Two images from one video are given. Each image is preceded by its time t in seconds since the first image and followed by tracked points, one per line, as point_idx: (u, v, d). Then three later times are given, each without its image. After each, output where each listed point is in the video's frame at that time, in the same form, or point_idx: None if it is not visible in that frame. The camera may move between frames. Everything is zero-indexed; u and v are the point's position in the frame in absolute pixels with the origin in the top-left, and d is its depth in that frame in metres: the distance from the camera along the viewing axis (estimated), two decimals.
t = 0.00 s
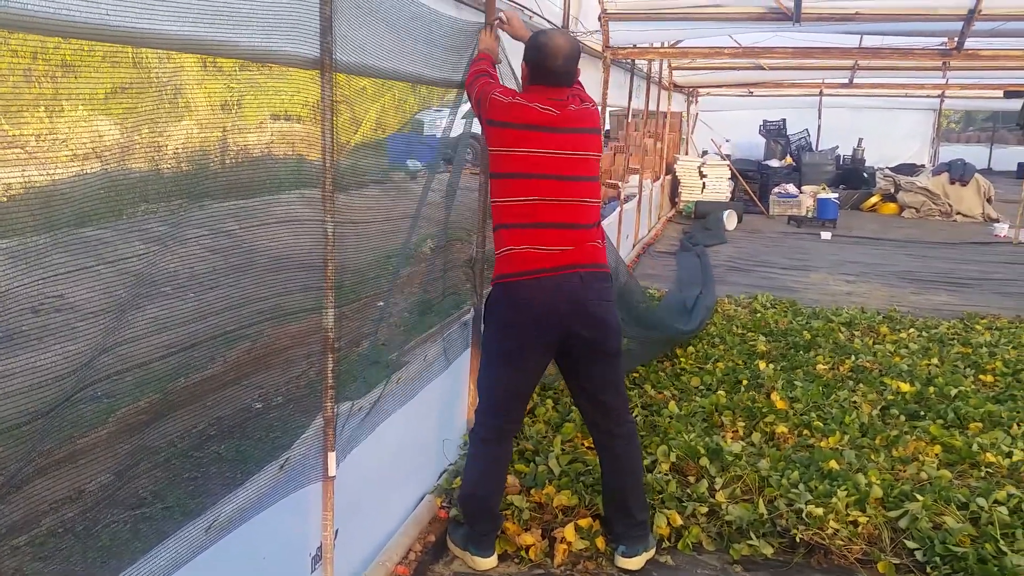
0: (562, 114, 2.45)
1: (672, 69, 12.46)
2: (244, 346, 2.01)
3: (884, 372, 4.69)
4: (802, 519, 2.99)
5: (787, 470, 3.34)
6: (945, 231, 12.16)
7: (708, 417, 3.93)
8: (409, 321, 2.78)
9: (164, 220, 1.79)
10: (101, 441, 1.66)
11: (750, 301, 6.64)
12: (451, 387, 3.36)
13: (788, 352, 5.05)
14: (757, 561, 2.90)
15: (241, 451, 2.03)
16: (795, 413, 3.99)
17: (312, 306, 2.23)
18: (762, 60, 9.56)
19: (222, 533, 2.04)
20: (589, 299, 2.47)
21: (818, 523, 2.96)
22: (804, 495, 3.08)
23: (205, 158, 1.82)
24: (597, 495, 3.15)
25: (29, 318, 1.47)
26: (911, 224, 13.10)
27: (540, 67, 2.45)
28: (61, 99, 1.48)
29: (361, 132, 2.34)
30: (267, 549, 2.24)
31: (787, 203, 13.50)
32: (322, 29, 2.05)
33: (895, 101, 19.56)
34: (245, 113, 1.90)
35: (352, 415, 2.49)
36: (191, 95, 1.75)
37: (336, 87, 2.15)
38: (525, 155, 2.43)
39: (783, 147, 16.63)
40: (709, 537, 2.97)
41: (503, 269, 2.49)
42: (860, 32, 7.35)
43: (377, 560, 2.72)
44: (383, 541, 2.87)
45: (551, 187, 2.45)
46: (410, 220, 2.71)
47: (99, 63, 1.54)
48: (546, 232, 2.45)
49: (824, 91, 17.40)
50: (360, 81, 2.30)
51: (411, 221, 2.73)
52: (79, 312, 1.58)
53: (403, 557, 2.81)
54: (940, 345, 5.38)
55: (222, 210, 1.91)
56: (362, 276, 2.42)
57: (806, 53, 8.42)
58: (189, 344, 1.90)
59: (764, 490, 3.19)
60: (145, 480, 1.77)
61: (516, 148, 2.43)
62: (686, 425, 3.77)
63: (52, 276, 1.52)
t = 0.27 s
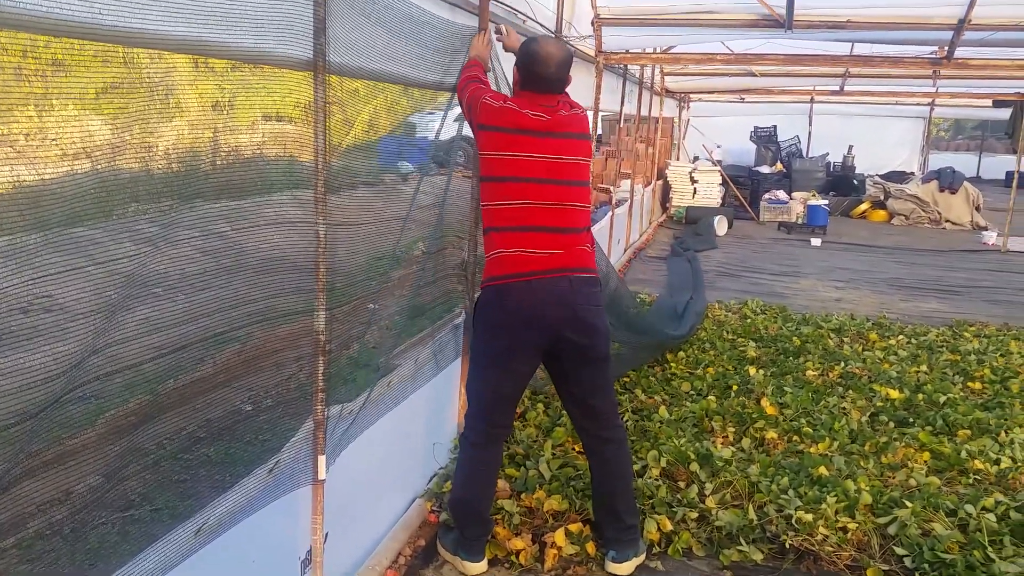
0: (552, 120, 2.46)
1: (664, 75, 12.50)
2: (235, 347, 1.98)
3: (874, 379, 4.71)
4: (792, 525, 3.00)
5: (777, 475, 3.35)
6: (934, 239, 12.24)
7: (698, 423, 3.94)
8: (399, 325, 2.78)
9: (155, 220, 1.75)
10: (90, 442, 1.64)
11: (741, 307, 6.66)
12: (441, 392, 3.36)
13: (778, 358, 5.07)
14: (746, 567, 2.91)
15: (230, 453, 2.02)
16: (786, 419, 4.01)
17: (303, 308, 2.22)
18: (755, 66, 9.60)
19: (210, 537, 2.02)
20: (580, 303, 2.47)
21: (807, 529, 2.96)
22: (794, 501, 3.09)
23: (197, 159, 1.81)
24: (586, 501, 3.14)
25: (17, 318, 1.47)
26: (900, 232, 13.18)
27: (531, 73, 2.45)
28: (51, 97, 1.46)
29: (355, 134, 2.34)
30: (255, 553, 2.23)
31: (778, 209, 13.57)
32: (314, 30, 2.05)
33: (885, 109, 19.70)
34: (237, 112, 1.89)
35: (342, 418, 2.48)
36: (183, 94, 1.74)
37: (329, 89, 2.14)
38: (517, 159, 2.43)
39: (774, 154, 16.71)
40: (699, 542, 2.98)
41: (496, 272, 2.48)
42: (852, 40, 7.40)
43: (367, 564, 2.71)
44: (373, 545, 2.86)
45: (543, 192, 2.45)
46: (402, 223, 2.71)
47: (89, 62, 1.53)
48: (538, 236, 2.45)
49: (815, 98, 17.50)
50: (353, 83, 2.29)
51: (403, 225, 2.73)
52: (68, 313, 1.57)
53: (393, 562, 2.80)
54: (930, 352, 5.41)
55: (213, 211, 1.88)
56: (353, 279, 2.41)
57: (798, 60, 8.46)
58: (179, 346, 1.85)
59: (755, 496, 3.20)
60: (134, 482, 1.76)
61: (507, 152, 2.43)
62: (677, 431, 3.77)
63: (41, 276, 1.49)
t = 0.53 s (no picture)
0: (550, 127, 2.47)
1: (665, 82, 12.54)
2: (237, 354, 1.99)
3: (876, 384, 4.71)
4: (795, 530, 3.00)
5: (780, 481, 3.34)
6: (935, 244, 12.25)
7: (701, 428, 3.94)
8: (401, 331, 2.78)
9: (158, 227, 1.77)
10: (94, 449, 1.63)
11: (742, 312, 6.66)
12: (443, 398, 3.36)
13: (780, 363, 5.06)
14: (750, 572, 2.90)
15: (233, 460, 2.02)
16: (788, 425, 4.00)
17: (306, 315, 2.22)
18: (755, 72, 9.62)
19: (214, 544, 2.02)
20: (582, 307, 2.47)
21: (810, 535, 2.95)
22: (797, 507, 3.09)
23: (200, 165, 1.82)
24: (589, 507, 3.14)
25: (21, 325, 1.48)
26: (902, 237, 13.19)
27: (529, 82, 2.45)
28: (55, 105, 1.46)
29: (357, 142, 2.36)
30: (259, 560, 2.23)
31: (779, 215, 13.58)
32: (318, 38, 2.07)
33: (886, 115, 19.73)
34: (240, 119, 1.90)
35: (345, 425, 2.48)
36: (186, 102, 1.75)
37: (332, 96, 2.15)
38: (517, 167, 2.44)
39: (775, 160, 16.73)
40: (702, 548, 2.97)
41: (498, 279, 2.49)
42: (852, 46, 7.42)
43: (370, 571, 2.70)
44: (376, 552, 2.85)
45: (543, 198, 2.46)
46: (404, 230, 2.72)
47: (93, 71, 1.54)
48: (539, 241, 2.46)
49: (815, 104, 17.53)
50: (355, 90, 2.31)
51: (405, 231, 2.73)
52: (72, 319, 1.59)
53: (396, 568, 2.79)
54: (932, 357, 5.41)
55: (216, 218, 1.90)
56: (356, 285, 2.42)
57: (798, 66, 8.48)
58: (183, 353, 1.87)
59: (758, 502, 3.19)
60: (140, 488, 1.75)
61: (507, 159, 2.44)
62: (679, 436, 3.77)
63: (46, 283, 1.51)
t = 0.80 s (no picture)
0: (554, 127, 2.47)
1: (670, 82, 12.52)
2: (244, 354, 1.99)
3: (882, 385, 4.70)
4: (799, 532, 2.99)
5: (785, 482, 3.34)
6: (941, 245, 12.20)
7: (706, 429, 3.93)
8: (406, 331, 2.79)
9: (164, 227, 1.79)
10: (101, 450, 1.64)
11: (748, 313, 6.65)
12: (447, 398, 3.36)
13: (785, 364, 5.05)
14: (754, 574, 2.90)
15: (238, 460, 2.03)
16: (793, 426, 4.00)
17: (312, 315, 2.23)
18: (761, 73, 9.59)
19: (218, 544, 2.03)
20: (588, 306, 2.47)
21: (815, 537, 2.95)
22: (802, 508, 3.08)
23: (206, 165, 1.82)
24: (594, 508, 3.13)
25: (28, 325, 1.47)
26: (907, 238, 13.15)
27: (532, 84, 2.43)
28: (61, 106, 1.48)
29: (364, 143, 2.37)
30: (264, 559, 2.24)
31: (785, 216, 13.55)
32: (325, 39, 2.05)
33: (892, 115, 19.66)
34: (245, 120, 1.92)
35: (349, 426, 2.48)
36: (192, 103, 1.76)
37: (338, 97, 2.16)
38: (523, 167, 2.45)
39: (781, 160, 16.69)
40: (706, 549, 2.97)
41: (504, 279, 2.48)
42: (858, 46, 7.39)
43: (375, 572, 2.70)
44: (380, 552, 2.85)
45: (548, 198, 2.46)
46: (410, 230, 2.73)
47: (99, 71, 1.55)
48: (545, 241, 2.46)
49: (820, 104, 17.48)
50: (361, 91, 2.31)
51: (411, 232, 2.74)
52: (78, 319, 1.57)
53: (401, 568, 2.79)
54: (938, 358, 5.39)
55: (221, 218, 1.91)
56: (362, 286, 2.42)
57: (803, 66, 8.46)
58: (189, 353, 1.88)
59: (762, 503, 3.19)
60: (144, 488, 1.77)
61: (512, 160, 2.44)
62: (684, 437, 3.77)
63: (53, 283, 1.51)
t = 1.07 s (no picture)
0: (550, 123, 2.48)
1: (668, 81, 12.52)
2: (243, 352, 1.99)
3: (879, 384, 4.70)
4: (797, 530, 2.99)
5: (783, 481, 3.34)
6: (938, 244, 12.22)
7: (704, 428, 3.93)
8: (404, 330, 2.79)
9: (161, 226, 1.78)
10: (97, 449, 1.63)
11: (746, 312, 6.65)
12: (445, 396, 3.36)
13: (783, 363, 5.06)
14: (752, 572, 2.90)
15: (235, 459, 2.02)
16: (791, 425, 4.00)
17: (310, 313, 2.22)
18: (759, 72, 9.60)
19: (216, 543, 2.02)
20: (586, 299, 2.48)
21: (813, 535, 2.95)
22: (800, 507, 3.09)
23: (203, 164, 1.82)
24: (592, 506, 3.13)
25: (25, 324, 1.46)
26: (905, 237, 13.16)
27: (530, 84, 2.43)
28: (59, 104, 1.47)
29: (362, 142, 2.37)
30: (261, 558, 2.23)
31: (783, 215, 13.56)
32: (323, 39, 2.04)
33: (890, 115, 19.67)
34: (243, 118, 1.90)
35: (347, 425, 2.47)
36: (190, 102, 1.76)
37: (336, 95, 2.16)
38: (519, 162, 2.45)
39: (779, 159, 16.70)
40: (704, 547, 2.97)
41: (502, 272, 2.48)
42: (857, 46, 7.39)
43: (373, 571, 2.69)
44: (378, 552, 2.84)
45: (545, 193, 2.47)
46: (408, 228, 2.72)
47: (96, 69, 1.55)
48: (542, 235, 2.46)
49: (818, 104, 17.49)
50: (359, 89, 2.31)
51: (409, 230, 2.73)
52: (75, 317, 1.57)
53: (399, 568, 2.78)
54: (935, 357, 5.40)
55: (219, 217, 1.91)
56: (359, 284, 2.42)
57: (801, 66, 8.46)
58: (188, 351, 1.88)
59: (760, 502, 3.19)
60: (141, 487, 1.76)
61: (509, 155, 2.45)
62: (682, 436, 3.77)
63: (51, 281, 1.51)
